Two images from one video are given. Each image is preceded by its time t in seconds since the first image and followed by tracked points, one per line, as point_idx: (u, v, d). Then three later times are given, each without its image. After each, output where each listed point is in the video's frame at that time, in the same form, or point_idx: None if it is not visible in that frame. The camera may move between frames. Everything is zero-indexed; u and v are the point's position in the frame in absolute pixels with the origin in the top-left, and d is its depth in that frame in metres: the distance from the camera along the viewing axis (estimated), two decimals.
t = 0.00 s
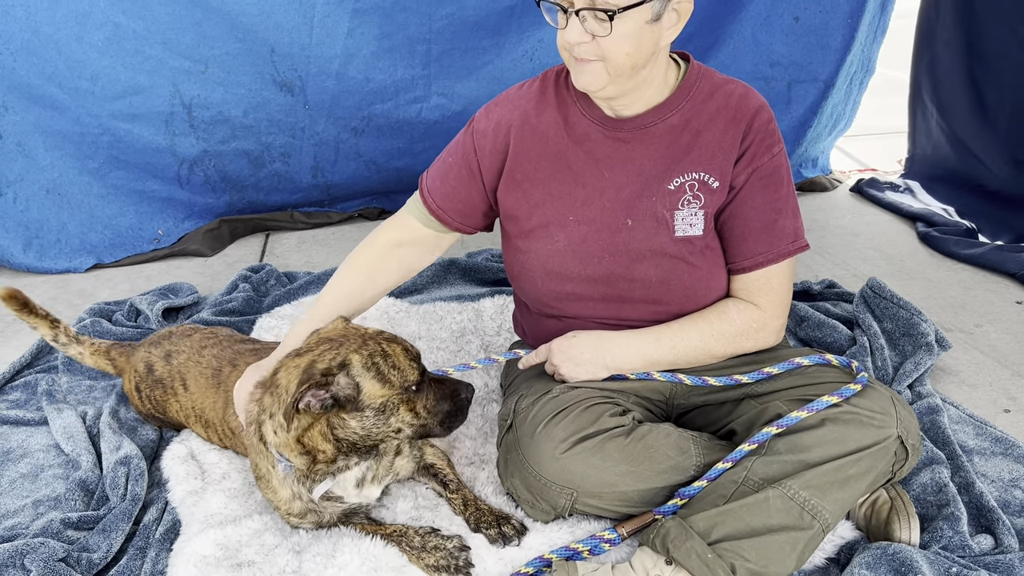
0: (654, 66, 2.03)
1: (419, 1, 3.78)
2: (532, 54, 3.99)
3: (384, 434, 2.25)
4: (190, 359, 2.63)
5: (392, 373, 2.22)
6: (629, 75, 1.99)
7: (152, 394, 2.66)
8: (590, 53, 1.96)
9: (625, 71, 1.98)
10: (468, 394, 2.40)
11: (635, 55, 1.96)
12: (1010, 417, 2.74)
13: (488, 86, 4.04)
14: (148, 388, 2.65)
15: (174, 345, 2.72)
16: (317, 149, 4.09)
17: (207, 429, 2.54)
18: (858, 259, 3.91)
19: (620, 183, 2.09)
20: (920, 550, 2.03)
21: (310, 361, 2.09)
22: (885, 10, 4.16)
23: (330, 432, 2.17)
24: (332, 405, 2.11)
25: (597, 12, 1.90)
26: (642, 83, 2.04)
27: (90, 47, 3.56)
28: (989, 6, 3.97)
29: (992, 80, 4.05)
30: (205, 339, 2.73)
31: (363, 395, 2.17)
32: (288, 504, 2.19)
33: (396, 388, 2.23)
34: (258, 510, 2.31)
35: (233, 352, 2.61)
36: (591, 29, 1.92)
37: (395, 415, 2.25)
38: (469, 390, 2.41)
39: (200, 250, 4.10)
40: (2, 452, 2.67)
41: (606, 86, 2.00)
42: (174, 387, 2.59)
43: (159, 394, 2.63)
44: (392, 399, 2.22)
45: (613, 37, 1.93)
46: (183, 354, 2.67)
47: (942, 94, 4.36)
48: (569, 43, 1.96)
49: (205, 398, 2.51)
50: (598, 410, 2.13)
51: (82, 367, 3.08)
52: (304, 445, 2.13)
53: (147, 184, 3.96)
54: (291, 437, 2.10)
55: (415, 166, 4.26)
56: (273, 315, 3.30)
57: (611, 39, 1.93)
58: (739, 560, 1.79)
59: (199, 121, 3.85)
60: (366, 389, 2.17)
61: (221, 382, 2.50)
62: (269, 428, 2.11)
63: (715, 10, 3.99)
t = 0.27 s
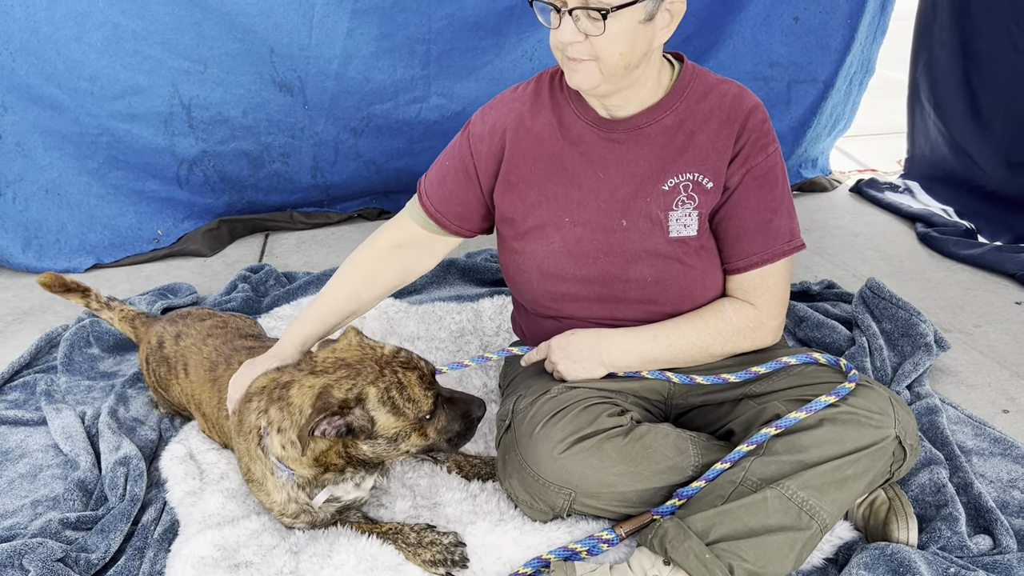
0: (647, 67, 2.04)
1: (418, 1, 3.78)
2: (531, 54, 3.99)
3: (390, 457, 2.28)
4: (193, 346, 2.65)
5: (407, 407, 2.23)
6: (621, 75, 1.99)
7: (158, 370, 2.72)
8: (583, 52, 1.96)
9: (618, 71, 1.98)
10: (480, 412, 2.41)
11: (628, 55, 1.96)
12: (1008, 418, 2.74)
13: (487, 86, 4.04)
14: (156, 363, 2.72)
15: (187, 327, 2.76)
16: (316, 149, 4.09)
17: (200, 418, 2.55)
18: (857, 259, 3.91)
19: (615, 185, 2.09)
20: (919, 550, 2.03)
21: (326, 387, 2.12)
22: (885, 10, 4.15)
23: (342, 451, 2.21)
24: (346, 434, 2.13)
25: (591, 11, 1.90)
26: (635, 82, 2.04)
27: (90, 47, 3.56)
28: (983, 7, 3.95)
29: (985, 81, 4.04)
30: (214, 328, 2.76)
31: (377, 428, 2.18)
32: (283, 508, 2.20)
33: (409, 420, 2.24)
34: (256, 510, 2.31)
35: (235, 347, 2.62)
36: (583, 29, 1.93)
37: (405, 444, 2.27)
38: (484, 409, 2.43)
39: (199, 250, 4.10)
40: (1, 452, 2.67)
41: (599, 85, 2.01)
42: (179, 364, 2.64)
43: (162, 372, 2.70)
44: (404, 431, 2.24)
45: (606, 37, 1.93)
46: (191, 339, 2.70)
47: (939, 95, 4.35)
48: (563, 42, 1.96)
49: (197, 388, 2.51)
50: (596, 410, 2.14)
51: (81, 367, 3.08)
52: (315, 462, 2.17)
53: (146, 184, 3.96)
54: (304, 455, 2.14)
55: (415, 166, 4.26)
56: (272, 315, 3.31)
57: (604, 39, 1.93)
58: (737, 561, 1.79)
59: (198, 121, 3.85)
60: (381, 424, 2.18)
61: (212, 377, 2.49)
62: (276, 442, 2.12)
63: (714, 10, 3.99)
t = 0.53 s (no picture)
0: (644, 62, 2.03)
1: None
2: (532, 53, 3.98)
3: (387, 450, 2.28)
4: (159, 367, 2.61)
5: (398, 397, 2.22)
6: (620, 71, 1.99)
7: (136, 396, 2.68)
8: (581, 48, 1.95)
9: (616, 66, 1.98)
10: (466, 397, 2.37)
11: (626, 50, 1.96)
12: (1011, 416, 2.73)
13: (489, 84, 4.03)
14: (133, 391, 2.67)
15: (148, 348, 2.71)
16: (317, 148, 4.09)
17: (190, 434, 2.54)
18: (859, 257, 3.91)
19: (615, 181, 2.09)
20: (921, 548, 2.02)
21: (320, 379, 2.08)
22: (887, 9, 4.15)
23: (339, 449, 2.20)
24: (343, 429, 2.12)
25: (589, 6, 1.90)
26: (633, 78, 2.03)
27: (90, 45, 3.56)
28: (980, 6, 3.95)
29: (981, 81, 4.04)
30: (175, 344, 2.70)
31: (372, 419, 2.18)
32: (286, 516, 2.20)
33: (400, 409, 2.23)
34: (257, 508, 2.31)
35: (200, 363, 2.57)
36: (582, 25, 1.92)
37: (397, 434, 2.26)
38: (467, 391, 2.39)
39: (200, 249, 4.09)
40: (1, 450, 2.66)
41: (597, 83, 2.00)
42: (152, 387, 2.61)
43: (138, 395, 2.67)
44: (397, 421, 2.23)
45: (605, 32, 1.92)
46: (155, 359, 2.65)
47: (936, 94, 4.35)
48: (561, 38, 1.95)
49: (182, 410, 2.49)
50: (597, 407, 2.13)
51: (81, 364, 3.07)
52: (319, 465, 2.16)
53: (146, 182, 3.95)
54: (308, 457, 2.13)
55: (416, 165, 4.26)
56: (273, 313, 3.30)
57: (602, 34, 1.93)
58: (739, 558, 1.78)
59: (199, 119, 3.85)
60: (375, 414, 2.18)
61: (192, 398, 2.46)
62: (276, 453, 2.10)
63: (715, 9, 3.98)
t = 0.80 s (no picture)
0: (645, 60, 2.03)
1: None
2: (532, 51, 3.98)
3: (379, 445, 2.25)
4: (140, 390, 2.57)
5: (378, 394, 2.18)
6: (622, 70, 1.99)
7: (127, 415, 2.66)
8: (583, 47, 1.95)
9: (618, 65, 1.97)
10: (454, 371, 2.34)
11: (628, 48, 1.96)
12: (1010, 416, 2.73)
13: (488, 83, 4.03)
14: (123, 414, 2.66)
15: (127, 373, 2.65)
16: (316, 147, 4.08)
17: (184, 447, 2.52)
18: (859, 257, 3.91)
19: (616, 180, 2.09)
20: (920, 547, 2.02)
21: (292, 391, 2.07)
22: (887, 8, 4.14)
23: (327, 453, 2.18)
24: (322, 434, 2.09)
25: (591, 4, 1.90)
26: (635, 77, 2.03)
27: (90, 44, 3.56)
28: (971, 6, 3.96)
29: (971, 82, 4.05)
30: (151, 365, 2.63)
31: (353, 419, 2.14)
32: (286, 525, 2.20)
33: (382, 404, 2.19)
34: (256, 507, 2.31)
35: (178, 381, 2.52)
36: (584, 23, 1.92)
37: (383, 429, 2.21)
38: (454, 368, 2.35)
39: (199, 248, 4.09)
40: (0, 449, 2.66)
41: (599, 83, 2.00)
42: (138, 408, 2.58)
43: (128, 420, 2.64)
44: (380, 417, 2.19)
45: (607, 30, 1.92)
46: (135, 385, 2.60)
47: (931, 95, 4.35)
48: (564, 36, 1.95)
49: (172, 429, 2.48)
50: (597, 406, 2.13)
51: (80, 363, 3.07)
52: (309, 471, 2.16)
53: (146, 181, 3.95)
54: (295, 466, 2.12)
55: (415, 164, 4.26)
56: (272, 313, 3.30)
57: (604, 32, 1.92)
58: (738, 558, 1.78)
59: (198, 118, 3.85)
60: (355, 414, 2.14)
61: (181, 417, 2.44)
62: (264, 466, 2.09)
63: (715, 8, 3.98)
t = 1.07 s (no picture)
0: (650, 58, 2.03)
1: None
2: (531, 51, 3.98)
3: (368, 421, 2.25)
4: (139, 386, 2.58)
5: (351, 382, 2.15)
6: (627, 68, 1.99)
7: (124, 410, 2.69)
8: (590, 44, 1.95)
9: (624, 64, 1.97)
10: (420, 324, 2.33)
11: (634, 46, 1.96)
12: (1009, 416, 2.73)
13: (488, 83, 4.03)
14: (122, 409, 2.68)
15: (128, 368, 2.66)
16: (316, 146, 4.08)
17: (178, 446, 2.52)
18: (858, 257, 3.91)
19: (619, 178, 2.09)
20: (919, 548, 2.02)
21: (270, 406, 2.06)
22: (886, 8, 4.14)
23: (321, 450, 2.19)
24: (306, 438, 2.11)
25: (598, 1, 1.90)
26: (640, 76, 2.03)
27: (89, 43, 3.55)
28: (961, 7, 3.97)
29: (961, 83, 4.06)
30: (149, 363, 2.63)
31: (332, 415, 2.13)
32: (286, 527, 2.21)
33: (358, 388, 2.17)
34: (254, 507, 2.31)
35: (172, 380, 2.52)
36: (591, 20, 1.92)
37: (364, 409, 2.20)
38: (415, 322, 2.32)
39: (199, 248, 4.08)
40: None
41: (605, 81, 2.00)
42: (135, 398, 2.59)
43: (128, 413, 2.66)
44: (359, 403, 2.18)
45: (613, 27, 1.92)
46: (133, 381, 2.61)
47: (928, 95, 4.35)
48: (570, 32, 1.95)
49: (167, 427, 2.49)
50: (597, 406, 2.13)
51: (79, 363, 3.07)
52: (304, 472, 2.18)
53: (145, 181, 3.95)
54: (291, 470, 2.15)
55: (415, 164, 4.25)
56: (271, 312, 3.30)
57: (611, 30, 1.92)
58: (737, 558, 1.78)
59: (198, 117, 3.85)
60: (333, 409, 2.13)
61: (174, 417, 2.45)
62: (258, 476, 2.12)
63: (715, 8, 3.98)
